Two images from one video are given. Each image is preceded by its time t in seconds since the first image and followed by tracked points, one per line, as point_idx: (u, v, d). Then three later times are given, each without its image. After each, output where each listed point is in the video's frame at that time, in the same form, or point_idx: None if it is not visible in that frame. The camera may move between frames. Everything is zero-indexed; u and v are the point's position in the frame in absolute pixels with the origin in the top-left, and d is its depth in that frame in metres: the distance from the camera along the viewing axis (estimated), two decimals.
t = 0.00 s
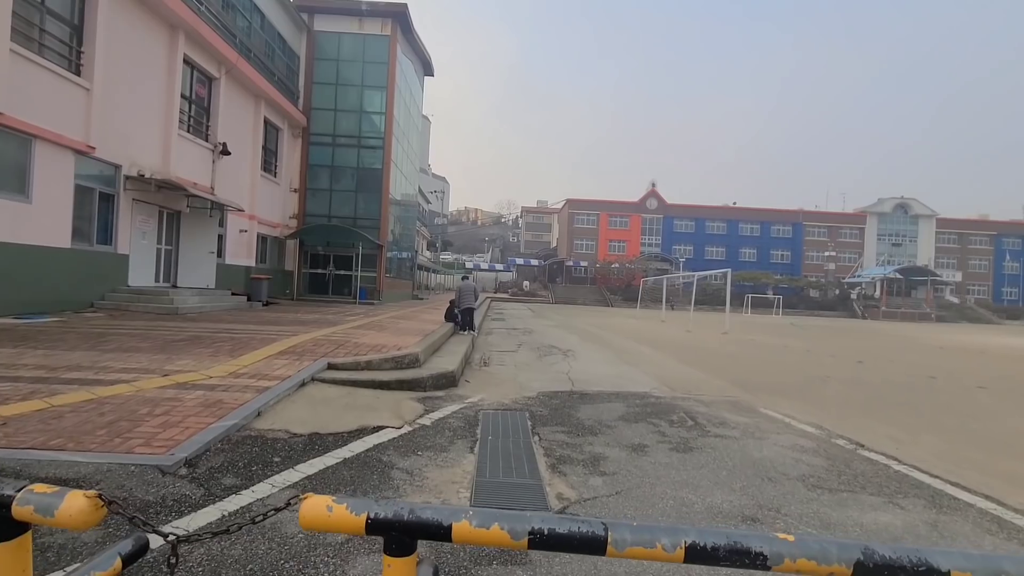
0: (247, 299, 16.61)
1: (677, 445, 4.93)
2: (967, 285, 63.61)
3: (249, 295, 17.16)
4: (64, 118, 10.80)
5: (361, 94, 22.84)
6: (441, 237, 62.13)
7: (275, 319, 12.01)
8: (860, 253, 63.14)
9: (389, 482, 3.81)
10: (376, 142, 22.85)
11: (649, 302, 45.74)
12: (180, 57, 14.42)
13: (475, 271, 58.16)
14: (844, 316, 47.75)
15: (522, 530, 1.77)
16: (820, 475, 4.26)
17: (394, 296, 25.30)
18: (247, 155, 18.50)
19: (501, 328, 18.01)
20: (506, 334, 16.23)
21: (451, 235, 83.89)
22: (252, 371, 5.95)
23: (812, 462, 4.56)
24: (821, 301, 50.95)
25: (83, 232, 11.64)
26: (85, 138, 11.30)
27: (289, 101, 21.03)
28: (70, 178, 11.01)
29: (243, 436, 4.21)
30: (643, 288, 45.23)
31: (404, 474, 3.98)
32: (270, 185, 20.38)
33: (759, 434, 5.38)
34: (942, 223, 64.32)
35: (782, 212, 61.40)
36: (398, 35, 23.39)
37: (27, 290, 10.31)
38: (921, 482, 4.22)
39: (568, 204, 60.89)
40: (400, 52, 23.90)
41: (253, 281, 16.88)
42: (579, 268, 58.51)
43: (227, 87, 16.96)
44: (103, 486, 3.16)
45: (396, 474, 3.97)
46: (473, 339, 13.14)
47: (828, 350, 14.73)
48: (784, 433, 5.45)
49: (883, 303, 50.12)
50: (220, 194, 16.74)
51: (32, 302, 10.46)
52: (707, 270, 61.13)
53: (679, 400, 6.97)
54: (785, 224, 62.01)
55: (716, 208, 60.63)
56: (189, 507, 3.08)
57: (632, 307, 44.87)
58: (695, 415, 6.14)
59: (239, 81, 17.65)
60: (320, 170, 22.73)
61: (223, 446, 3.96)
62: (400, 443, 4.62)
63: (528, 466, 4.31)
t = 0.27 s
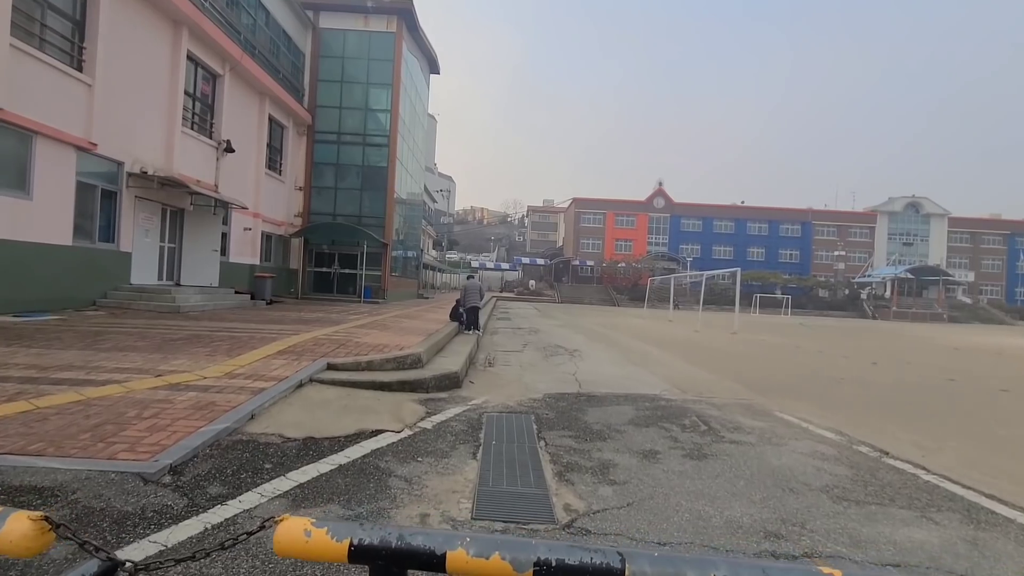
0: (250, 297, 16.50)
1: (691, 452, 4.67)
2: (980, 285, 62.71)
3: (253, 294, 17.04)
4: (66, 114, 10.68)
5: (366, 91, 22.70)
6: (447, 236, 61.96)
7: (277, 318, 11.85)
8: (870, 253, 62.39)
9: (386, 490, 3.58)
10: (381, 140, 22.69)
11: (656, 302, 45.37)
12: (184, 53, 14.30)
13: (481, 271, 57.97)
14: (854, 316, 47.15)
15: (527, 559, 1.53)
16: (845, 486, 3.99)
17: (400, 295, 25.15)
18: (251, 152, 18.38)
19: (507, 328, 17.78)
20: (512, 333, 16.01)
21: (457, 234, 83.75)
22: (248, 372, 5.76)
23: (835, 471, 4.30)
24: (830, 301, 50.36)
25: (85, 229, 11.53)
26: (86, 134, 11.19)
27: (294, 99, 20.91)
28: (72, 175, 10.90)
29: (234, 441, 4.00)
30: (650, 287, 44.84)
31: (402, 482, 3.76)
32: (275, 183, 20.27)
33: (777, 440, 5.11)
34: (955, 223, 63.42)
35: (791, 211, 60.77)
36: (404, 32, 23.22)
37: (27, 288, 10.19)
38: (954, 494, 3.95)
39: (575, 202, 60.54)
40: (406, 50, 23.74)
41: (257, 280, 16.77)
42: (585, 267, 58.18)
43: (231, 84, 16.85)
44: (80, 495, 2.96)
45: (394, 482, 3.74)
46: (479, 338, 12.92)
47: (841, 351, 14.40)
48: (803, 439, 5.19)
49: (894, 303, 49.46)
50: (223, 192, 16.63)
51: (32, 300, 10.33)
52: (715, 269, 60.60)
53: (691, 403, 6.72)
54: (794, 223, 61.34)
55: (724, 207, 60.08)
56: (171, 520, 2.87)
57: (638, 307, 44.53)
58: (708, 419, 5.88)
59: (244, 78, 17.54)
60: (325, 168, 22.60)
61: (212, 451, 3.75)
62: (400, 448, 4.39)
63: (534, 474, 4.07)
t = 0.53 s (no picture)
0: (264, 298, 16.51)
1: (716, 465, 4.37)
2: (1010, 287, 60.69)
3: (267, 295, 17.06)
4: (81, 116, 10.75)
5: (381, 93, 22.68)
6: (461, 238, 61.94)
7: (290, 320, 11.78)
8: (894, 254, 60.81)
9: (391, 506, 3.36)
10: (395, 141, 22.64)
11: (672, 304, 44.74)
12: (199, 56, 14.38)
13: (495, 272, 57.84)
14: (878, 319, 45.92)
15: None
16: (887, 506, 3.67)
17: (414, 297, 25.07)
18: (266, 155, 18.45)
19: (522, 330, 17.54)
20: (527, 336, 15.76)
21: (472, 236, 83.82)
22: (254, 376, 5.60)
23: (874, 489, 3.97)
24: (853, 303, 49.17)
25: (100, 231, 11.59)
26: (101, 137, 11.26)
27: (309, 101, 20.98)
28: (87, 176, 10.98)
29: (234, 450, 3.82)
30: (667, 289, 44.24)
31: (408, 496, 3.53)
32: (290, 185, 20.34)
33: (808, 453, 4.78)
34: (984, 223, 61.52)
35: (811, 212, 59.56)
36: (418, 33, 23.16)
37: (41, 289, 10.22)
38: (1009, 517, 3.60)
39: (590, 204, 60.12)
40: (420, 51, 23.69)
41: (271, 281, 16.80)
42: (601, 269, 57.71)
43: (246, 86, 16.92)
44: (66, 510, 2.78)
45: (400, 497, 3.52)
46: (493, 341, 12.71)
47: (869, 356, 13.87)
48: (836, 453, 4.85)
49: (920, 305, 48.08)
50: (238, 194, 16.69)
51: (46, 302, 10.35)
52: (733, 271, 59.65)
53: (713, 411, 6.41)
54: (815, 224, 60.10)
55: (743, 207, 59.10)
56: (159, 539, 2.68)
57: (655, 309, 43.97)
58: (733, 429, 5.57)
59: (258, 80, 17.61)
60: (340, 169, 22.62)
61: (210, 462, 3.57)
62: (407, 459, 4.17)
63: (549, 489, 3.82)
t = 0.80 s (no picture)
0: (271, 296, 16.43)
1: (735, 477, 4.13)
2: None
3: (273, 293, 16.97)
4: (88, 112, 10.67)
5: (389, 91, 22.57)
6: (470, 237, 61.81)
7: (294, 318, 11.63)
8: (908, 257, 59.86)
9: (388, 518, 3.15)
10: (404, 139, 22.51)
11: (682, 306, 44.28)
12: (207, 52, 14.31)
13: (503, 272, 57.64)
14: (891, 323, 45.14)
15: None
16: (921, 525, 3.39)
17: (421, 296, 24.93)
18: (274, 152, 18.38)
19: (529, 331, 17.32)
20: (535, 337, 15.53)
21: (480, 235, 83.70)
22: (253, 376, 5.43)
23: (905, 505, 3.69)
24: (866, 306, 48.41)
25: (105, 227, 11.51)
26: (108, 133, 11.18)
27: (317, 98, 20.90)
28: (94, 171, 10.91)
29: (226, 455, 3.64)
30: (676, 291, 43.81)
31: (408, 508, 3.32)
32: (298, 182, 20.26)
33: (831, 465, 4.52)
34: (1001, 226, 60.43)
35: (824, 213, 58.80)
36: (427, 30, 23.01)
37: (44, 285, 10.13)
38: None
39: (599, 204, 59.76)
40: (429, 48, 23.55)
41: (278, 279, 16.72)
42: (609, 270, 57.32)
43: (255, 83, 16.84)
44: (41, 521, 2.60)
45: (398, 508, 3.31)
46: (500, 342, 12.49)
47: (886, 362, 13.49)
48: (861, 465, 4.57)
49: (934, 309, 47.21)
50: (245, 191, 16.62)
51: (49, 298, 10.25)
52: (743, 273, 59.01)
53: (728, 418, 6.14)
54: (827, 226, 59.31)
55: (754, 208, 58.46)
56: (137, 553, 2.49)
57: (664, 310, 43.55)
58: (750, 437, 5.31)
59: (267, 77, 17.54)
60: (348, 167, 22.53)
61: (199, 468, 3.38)
62: (408, 466, 3.97)
63: (556, 501, 3.59)
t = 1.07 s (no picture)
0: (272, 297, 16.26)
1: (752, 488, 3.91)
2: None
3: (274, 294, 16.81)
4: (86, 111, 10.53)
5: (392, 90, 22.41)
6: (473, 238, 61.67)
7: (294, 319, 11.45)
8: (915, 257, 59.36)
9: (385, 534, 2.95)
10: (406, 139, 22.35)
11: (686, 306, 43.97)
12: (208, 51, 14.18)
13: (506, 273, 57.45)
14: (898, 323, 44.69)
15: None
16: (956, 543, 3.16)
17: (424, 297, 24.75)
18: (275, 152, 18.24)
19: (533, 332, 17.10)
20: (539, 338, 15.31)
21: (483, 236, 83.54)
22: (247, 380, 5.23)
23: (935, 520, 3.47)
24: (872, 307, 47.99)
25: (104, 227, 11.36)
26: (107, 131, 11.03)
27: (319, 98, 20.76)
28: (92, 171, 10.77)
29: (214, 465, 3.45)
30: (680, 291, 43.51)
31: (406, 522, 3.12)
32: (299, 182, 20.12)
33: (852, 475, 4.29)
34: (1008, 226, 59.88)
35: (829, 213, 58.38)
36: (430, 29, 22.85)
37: (43, 286, 9.97)
38: None
39: (602, 204, 59.50)
40: (432, 48, 23.39)
41: (279, 280, 16.57)
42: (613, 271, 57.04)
43: (256, 82, 16.70)
44: (10, 541, 2.41)
45: (396, 523, 3.11)
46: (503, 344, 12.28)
47: (897, 363, 13.21)
48: (883, 474, 4.34)
49: (941, 309, 46.74)
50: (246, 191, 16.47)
51: (47, 299, 10.09)
52: (748, 273, 58.63)
53: (740, 423, 5.92)
54: (833, 226, 58.88)
55: (758, 209, 58.10)
56: None
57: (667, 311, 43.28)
58: (765, 444, 5.08)
59: (268, 77, 17.40)
60: (350, 168, 22.38)
61: (185, 480, 3.19)
62: (407, 476, 3.76)
63: (564, 515, 3.37)
